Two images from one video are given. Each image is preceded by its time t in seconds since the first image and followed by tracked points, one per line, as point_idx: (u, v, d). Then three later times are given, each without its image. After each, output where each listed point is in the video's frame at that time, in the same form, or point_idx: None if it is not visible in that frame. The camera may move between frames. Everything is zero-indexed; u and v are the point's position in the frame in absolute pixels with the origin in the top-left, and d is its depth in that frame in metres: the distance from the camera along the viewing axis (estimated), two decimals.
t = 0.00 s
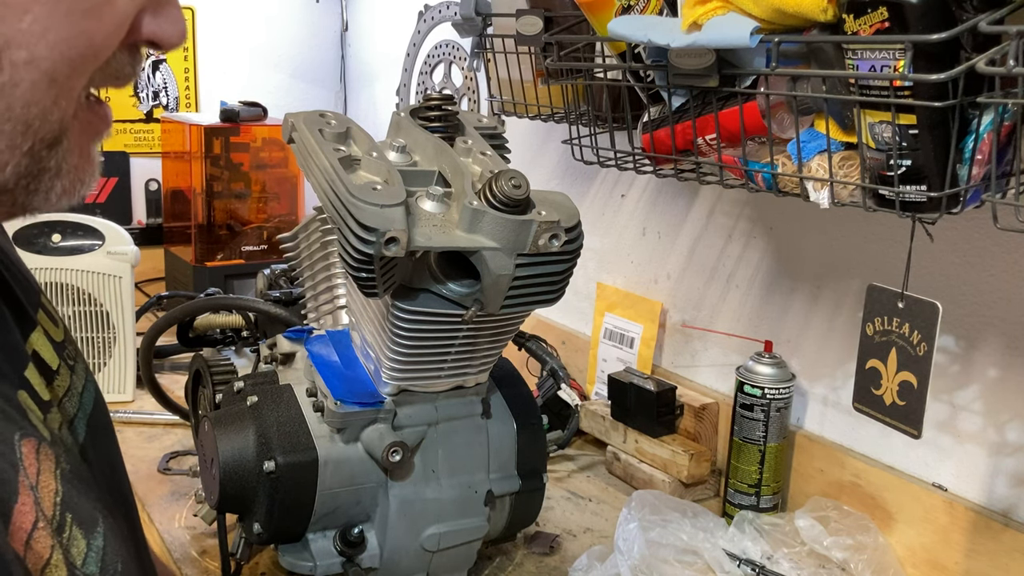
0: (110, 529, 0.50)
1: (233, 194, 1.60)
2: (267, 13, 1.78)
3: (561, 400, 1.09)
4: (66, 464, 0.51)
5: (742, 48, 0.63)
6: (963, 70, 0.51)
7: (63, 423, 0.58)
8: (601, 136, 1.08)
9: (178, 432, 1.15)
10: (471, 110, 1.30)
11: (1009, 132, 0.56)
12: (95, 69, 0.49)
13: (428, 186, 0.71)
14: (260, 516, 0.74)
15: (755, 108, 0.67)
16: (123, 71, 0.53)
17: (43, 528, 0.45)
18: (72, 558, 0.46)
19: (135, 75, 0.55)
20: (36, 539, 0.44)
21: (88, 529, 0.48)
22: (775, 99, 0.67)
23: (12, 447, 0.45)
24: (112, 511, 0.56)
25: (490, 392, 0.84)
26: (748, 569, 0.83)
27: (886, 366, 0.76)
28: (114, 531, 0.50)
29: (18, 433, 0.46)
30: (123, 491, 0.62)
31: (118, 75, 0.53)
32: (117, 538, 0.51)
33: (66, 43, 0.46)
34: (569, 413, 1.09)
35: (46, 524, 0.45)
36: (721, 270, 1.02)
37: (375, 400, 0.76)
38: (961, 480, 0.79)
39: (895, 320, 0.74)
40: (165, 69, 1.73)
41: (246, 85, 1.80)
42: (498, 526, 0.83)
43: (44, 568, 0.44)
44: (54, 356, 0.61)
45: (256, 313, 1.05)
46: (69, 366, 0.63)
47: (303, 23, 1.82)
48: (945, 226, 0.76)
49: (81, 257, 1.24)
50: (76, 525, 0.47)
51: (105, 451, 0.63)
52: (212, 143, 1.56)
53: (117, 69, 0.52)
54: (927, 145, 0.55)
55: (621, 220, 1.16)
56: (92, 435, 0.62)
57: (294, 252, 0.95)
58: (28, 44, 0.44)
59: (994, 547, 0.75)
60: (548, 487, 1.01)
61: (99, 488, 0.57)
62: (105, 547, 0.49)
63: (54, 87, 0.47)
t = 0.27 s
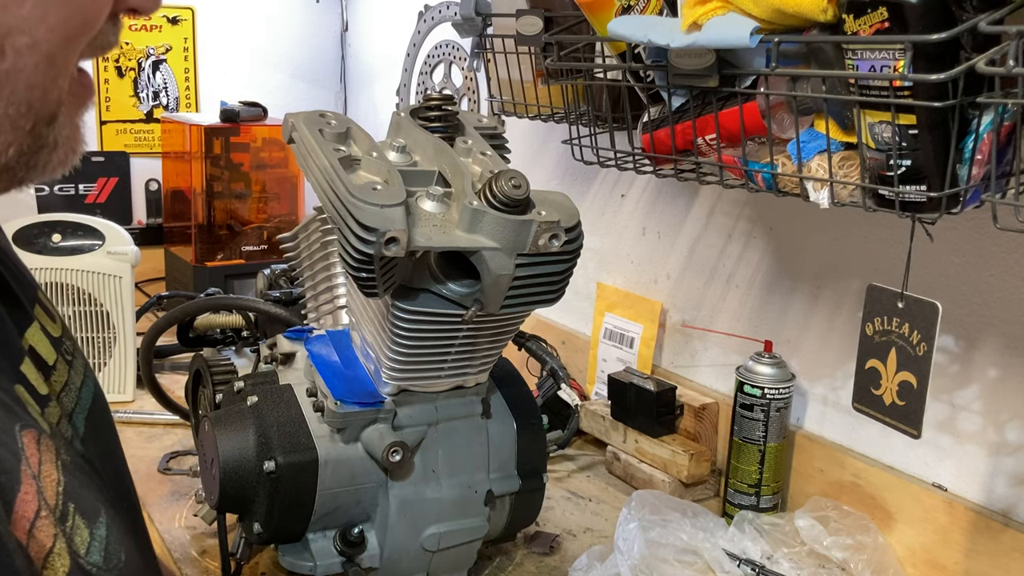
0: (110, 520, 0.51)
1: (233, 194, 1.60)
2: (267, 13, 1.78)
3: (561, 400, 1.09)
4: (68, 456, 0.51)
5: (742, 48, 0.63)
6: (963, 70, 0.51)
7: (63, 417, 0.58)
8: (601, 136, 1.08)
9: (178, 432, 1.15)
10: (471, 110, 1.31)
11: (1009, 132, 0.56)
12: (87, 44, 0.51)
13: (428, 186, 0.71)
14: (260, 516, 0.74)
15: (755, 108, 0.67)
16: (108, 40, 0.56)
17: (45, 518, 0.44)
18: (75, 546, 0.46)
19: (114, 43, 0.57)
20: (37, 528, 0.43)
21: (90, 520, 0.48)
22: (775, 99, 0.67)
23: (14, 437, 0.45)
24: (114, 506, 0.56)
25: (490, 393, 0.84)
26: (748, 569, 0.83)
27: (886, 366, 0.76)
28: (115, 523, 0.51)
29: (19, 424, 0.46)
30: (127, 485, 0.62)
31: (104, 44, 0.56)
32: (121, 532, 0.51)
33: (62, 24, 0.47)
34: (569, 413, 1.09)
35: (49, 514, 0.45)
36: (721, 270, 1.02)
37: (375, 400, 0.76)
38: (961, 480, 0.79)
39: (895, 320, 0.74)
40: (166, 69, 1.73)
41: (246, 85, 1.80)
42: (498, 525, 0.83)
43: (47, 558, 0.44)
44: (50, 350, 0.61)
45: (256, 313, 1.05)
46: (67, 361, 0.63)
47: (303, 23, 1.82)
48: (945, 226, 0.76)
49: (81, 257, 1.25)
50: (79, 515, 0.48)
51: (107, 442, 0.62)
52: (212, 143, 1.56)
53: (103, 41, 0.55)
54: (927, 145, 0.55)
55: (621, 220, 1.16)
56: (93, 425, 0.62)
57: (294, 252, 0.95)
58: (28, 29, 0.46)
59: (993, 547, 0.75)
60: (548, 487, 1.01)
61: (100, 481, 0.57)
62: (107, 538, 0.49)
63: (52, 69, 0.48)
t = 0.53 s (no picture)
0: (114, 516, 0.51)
1: (233, 194, 1.60)
2: (267, 13, 1.78)
3: (561, 400, 1.09)
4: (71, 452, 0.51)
5: (742, 48, 0.63)
6: (963, 70, 0.51)
7: (66, 412, 0.58)
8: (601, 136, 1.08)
9: (178, 432, 1.15)
10: (471, 110, 1.30)
11: (1009, 132, 0.56)
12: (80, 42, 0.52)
13: (428, 186, 0.71)
14: (260, 516, 0.74)
15: (755, 108, 0.67)
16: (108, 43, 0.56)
17: (49, 514, 0.44)
18: (79, 542, 0.46)
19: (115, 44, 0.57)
20: (41, 524, 0.43)
21: (94, 516, 0.48)
22: (775, 99, 0.67)
23: (16, 432, 0.45)
24: (118, 502, 0.57)
25: (490, 392, 0.84)
26: (748, 569, 0.83)
27: (886, 366, 0.76)
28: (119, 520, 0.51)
29: (22, 419, 0.46)
30: (128, 483, 0.62)
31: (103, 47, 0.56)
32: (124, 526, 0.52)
33: (53, 22, 0.48)
34: (569, 413, 1.09)
35: (52, 509, 0.45)
36: (721, 270, 1.02)
37: (375, 400, 0.76)
38: (961, 480, 0.79)
39: (895, 319, 0.74)
40: (166, 69, 1.73)
41: (246, 85, 1.80)
42: (498, 526, 0.83)
43: (50, 553, 0.43)
44: (54, 348, 0.62)
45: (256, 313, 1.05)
46: (70, 359, 0.63)
47: (303, 23, 1.82)
48: (945, 226, 0.76)
49: (81, 257, 1.25)
50: (83, 511, 0.48)
51: (108, 441, 0.62)
52: (212, 143, 1.56)
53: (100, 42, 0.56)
54: (927, 145, 0.55)
55: (621, 220, 1.16)
56: (94, 424, 0.62)
57: (294, 252, 0.95)
58: (15, 25, 0.46)
59: (994, 547, 0.75)
60: (548, 487, 1.01)
61: (103, 477, 0.57)
62: (111, 534, 0.49)
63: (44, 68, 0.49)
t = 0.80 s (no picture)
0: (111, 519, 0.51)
1: (233, 194, 1.60)
2: (267, 13, 1.78)
3: (561, 400, 1.09)
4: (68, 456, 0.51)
5: (742, 48, 0.63)
6: (963, 70, 0.51)
7: (64, 415, 0.58)
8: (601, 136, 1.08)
9: (178, 432, 1.15)
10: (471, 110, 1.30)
11: (1009, 132, 0.56)
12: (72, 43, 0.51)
13: (428, 186, 0.71)
14: (260, 516, 0.74)
15: (755, 108, 0.67)
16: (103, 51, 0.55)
17: (46, 518, 0.44)
18: (75, 549, 0.46)
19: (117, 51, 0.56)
20: (37, 529, 0.43)
21: (91, 520, 0.48)
22: (775, 99, 0.67)
23: (13, 435, 0.45)
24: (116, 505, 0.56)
25: (490, 392, 0.84)
26: (748, 569, 0.83)
27: (887, 366, 0.76)
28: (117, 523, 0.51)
29: (19, 422, 0.46)
30: (127, 484, 0.62)
31: (96, 56, 0.55)
32: (122, 528, 0.52)
33: (36, 19, 0.46)
34: (569, 413, 1.09)
35: (49, 512, 0.45)
36: (721, 270, 1.02)
37: (375, 400, 0.76)
38: (961, 480, 0.79)
39: (895, 319, 0.74)
40: (165, 69, 1.73)
41: (246, 85, 1.80)
42: (498, 525, 0.83)
43: (46, 559, 0.44)
44: (54, 349, 0.62)
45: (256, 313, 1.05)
46: (70, 360, 0.63)
47: (303, 23, 1.82)
48: (946, 226, 0.76)
49: (81, 257, 1.25)
50: (80, 515, 0.48)
51: (107, 442, 0.62)
52: (212, 143, 1.56)
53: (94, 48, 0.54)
54: (927, 145, 0.55)
55: (621, 220, 1.16)
56: (93, 426, 0.62)
57: (294, 252, 0.95)
58: None
59: (994, 547, 0.75)
60: (548, 487, 1.01)
61: (101, 479, 0.57)
62: (107, 539, 0.49)
63: (32, 65, 0.48)
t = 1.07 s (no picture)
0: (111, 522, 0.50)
1: (233, 193, 1.60)
2: (267, 13, 1.78)
3: (561, 400, 1.09)
4: (64, 463, 0.52)
5: (742, 48, 0.63)
6: (963, 70, 0.51)
7: (64, 415, 0.58)
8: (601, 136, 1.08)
9: (178, 432, 1.15)
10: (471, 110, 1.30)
11: (1009, 132, 0.56)
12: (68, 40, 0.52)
13: (428, 186, 0.71)
14: (260, 516, 0.74)
15: (755, 108, 0.67)
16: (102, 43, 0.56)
17: (40, 523, 0.45)
18: (70, 553, 0.46)
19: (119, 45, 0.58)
20: (31, 535, 0.44)
21: (87, 523, 0.48)
22: (775, 99, 0.67)
23: (9, 441, 0.45)
24: (115, 509, 0.56)
25: (490, 393, 0.84)
26: (748, 569, 0.83)
27: (887, 366, 0.76)
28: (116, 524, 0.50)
29: (15, 427, 0.47)
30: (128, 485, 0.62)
31: (96, 46, 0.56)
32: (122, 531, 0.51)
33: (26, 13, 0.48)
34: (569, 413, 1.09)
35: (44, 518, 0.45)
36: (721, 270, 1.02)
37: (375, 400, 0.76)
38: (961, 480, 0.79)
39: (895, 319, 0.74)
40: (165, 69, 1.73)
41: (246, 85, 1.80)
42: (498, 525, 0.83)
43: (39, 563, 0.44)
44: (54, 348, 0.62)
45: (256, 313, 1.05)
46: (70, 359, 0.63)
47: (303, 23, 1.82)
48: (946, 226, 0.76)
49: (81, 257, 1.25)
50: (75, 518, 0.48)
51: (108, 440, 0.62)
52: (212, 143, 1.56)
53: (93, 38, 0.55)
54: (927, 145, 0.55)
55: (621, 220, 1.16)
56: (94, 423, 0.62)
57: (294, 252, 0.95)
58: None
59: (994, 547, 0.75)
60: (548, 487, 1.01)
61: (100, 480, 0.56)
62: (105, 541, 0.49)
63: (19, 60, 0.49)
